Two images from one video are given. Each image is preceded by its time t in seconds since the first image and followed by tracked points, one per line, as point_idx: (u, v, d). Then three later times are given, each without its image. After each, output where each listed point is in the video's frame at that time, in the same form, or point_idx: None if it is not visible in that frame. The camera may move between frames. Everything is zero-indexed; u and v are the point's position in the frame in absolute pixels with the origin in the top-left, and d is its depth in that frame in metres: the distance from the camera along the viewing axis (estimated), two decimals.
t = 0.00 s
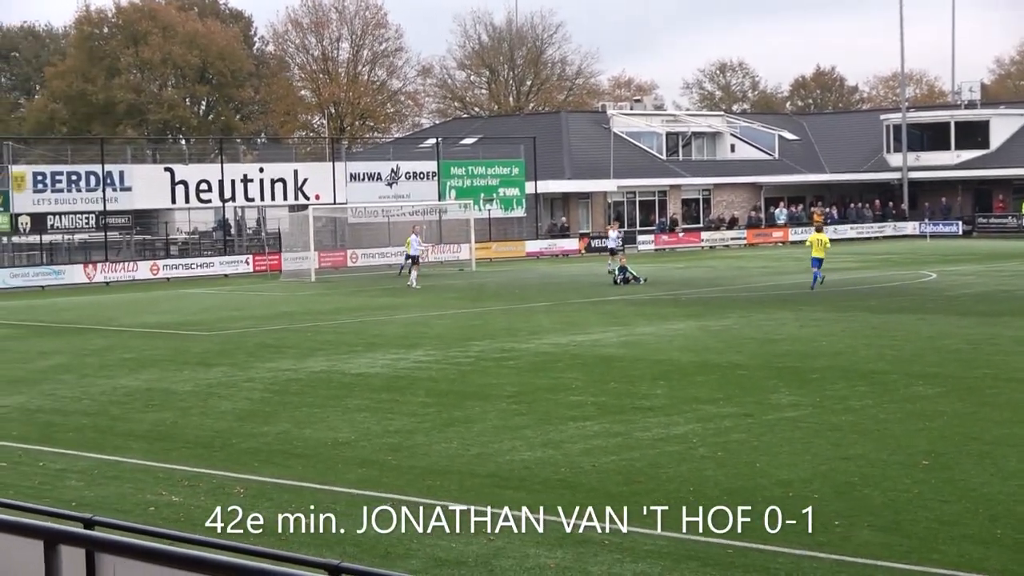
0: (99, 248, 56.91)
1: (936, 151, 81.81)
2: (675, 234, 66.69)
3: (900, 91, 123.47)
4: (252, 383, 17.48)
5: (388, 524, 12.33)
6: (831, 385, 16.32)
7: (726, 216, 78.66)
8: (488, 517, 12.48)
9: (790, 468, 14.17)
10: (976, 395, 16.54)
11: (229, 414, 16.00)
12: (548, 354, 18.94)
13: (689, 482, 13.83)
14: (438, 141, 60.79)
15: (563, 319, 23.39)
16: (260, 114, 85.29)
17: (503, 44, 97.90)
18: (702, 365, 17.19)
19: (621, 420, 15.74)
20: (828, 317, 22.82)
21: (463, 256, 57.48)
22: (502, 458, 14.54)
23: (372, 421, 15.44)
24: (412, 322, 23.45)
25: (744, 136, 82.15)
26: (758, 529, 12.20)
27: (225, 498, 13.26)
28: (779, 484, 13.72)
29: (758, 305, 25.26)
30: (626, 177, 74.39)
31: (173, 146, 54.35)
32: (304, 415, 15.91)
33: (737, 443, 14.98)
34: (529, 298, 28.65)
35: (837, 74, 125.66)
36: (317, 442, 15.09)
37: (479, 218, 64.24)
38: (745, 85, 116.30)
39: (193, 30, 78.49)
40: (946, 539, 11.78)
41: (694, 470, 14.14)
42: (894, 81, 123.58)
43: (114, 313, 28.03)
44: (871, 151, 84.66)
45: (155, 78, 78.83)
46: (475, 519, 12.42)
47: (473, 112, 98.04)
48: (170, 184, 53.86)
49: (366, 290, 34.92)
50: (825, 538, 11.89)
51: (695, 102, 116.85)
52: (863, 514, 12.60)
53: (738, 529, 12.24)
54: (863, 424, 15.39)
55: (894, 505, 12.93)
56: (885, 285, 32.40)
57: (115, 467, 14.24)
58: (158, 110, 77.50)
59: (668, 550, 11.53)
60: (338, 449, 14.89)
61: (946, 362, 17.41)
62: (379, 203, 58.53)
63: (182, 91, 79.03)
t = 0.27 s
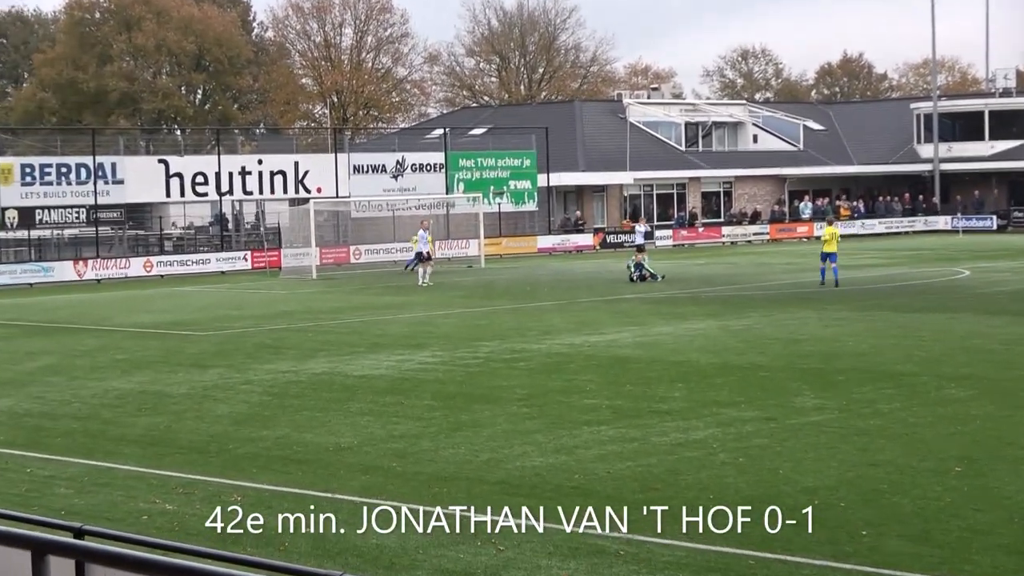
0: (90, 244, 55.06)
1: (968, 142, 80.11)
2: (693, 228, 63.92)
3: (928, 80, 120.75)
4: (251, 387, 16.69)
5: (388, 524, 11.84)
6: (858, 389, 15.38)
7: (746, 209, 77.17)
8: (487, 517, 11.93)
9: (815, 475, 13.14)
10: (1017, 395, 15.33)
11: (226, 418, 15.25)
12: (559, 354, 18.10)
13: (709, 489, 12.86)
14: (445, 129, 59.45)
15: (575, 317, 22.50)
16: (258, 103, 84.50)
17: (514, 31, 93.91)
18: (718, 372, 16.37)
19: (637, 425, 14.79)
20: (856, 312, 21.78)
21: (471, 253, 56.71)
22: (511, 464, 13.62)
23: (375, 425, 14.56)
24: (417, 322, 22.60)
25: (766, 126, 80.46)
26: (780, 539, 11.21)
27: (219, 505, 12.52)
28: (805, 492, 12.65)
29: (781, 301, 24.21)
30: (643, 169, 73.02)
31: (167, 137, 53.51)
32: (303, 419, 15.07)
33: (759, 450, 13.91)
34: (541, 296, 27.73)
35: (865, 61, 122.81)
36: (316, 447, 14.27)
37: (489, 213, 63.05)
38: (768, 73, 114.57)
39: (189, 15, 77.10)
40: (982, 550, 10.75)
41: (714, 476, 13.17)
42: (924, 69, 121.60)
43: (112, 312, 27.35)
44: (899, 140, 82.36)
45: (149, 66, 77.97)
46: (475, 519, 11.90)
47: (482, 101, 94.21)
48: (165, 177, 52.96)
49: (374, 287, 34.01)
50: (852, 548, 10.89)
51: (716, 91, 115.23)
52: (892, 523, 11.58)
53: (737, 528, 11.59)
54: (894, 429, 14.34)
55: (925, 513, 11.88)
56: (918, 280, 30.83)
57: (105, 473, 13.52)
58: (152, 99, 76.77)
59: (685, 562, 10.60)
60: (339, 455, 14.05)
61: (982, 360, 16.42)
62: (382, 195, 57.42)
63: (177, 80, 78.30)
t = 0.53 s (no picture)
0: (72, 242, 53.96)
1: (991, 134, 75.57)
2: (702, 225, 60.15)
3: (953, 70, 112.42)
4: (240, 390, 16.02)
5: (387, 524, 11.47)
6: (875, 392, 14.68)
7: (759, 206, 72.29)
8: (489, 516, 11.56)
9: (829, 483, 12.29)
10: None
11: (214, 424, 14.60)
12: (561, 357, 17.36)
13: (719, 497, 12.02)
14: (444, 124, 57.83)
15: (577, 318, 21.69)
16: (247, 94, 82.39)
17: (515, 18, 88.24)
18: (728, 375, 15.64)
19: (642, 431, 13.97)
20: (872, 312, 20.89)
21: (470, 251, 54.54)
22: (513, 472, 12.90)
23: (370, 431, 13.87)
24: (413, 323, 21.80)
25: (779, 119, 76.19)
26: (794, 550, 10.41)
27: (208, 515, 11.84)
28: (819, 501, 11.80)
29: (794, 300, 23.32)
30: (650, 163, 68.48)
31: (152, 130, 51.85)
32: (295, 424, 14.35)
33: (770, 457, 13.05)
34: (542, 296, 26.82)
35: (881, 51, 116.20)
36: (308, 455, 13.61)
37: (488, 209, 60.29)
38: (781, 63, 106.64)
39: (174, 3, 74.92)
40: (1007, 563, 9.93)
41: (723, 484, 12.37)
42: (944, 57, 113.37)
43: (96, 313, 26.62)
44: (921, 133, 77.87)
45: (133, 56, 75.91)
46: (475, 518, 11.53)
47: (482, 93, 88.74)
48: (149, 172, 51.59)
49: (367, 289, 32.98)
50: (869, 561, 10.08)
51: (725, 82, 108.00)
52: (910, 534, 10.76)
53: (737, 528, 11.09)
54: (912, 436, 13.46)
55: (945, 522, 11.03)
56: (943, 276, 29.18)
57: (87, 482, 12.88)
58: (136, 90, 74.82)
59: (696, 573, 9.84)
60: (332, 463, 13.39)
61: (1007, 364, 15.67)
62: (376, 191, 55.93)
63: (162, 70, 76.12)
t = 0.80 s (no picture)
0: (40, 242, 48.09)
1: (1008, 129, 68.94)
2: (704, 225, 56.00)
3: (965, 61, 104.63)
4: (218, 400, 15.25)
5: (387, 524, 11.15)
6: (886, 401, 13.94)
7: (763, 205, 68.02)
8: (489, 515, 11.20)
9: (838, 497, 11.47)
10: None
11: (190, 436, 13.84)
12: (556, 364, 16.58)
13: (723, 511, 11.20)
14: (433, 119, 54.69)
15: (572, 323, 20.82)
16: (226, 88, 74.65)
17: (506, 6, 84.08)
18: (733, 384, 14.88)
19: (641, 443, 13.15)
20: (883, 316, 20.01)
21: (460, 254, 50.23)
22: (505, 486, 12.13)
23: (354, 443, 13.12)
24: (401, 327, 20.92)
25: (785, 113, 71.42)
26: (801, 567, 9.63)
27: (187, 532, 11.08)
28: (826, 515, 10.98)
29: (800, 304, 22.41)
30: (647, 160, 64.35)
31: (125, 126, 49.03)
32: (275, 435, 13.59)
33: (777, 470, 12.25)
34: (535, 301, 25.84)
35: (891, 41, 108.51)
36: (290, 468, 12.88)
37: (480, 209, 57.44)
38: (787, 54, 98.95)
39: None
40: None
41: (725, 497, 11.55)
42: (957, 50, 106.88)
43: (70, 319, 25.69)
44: (937, 126, 72.52)
45: (106, 47, 68.14)
46: (476, 518, 11.17)
47: (472, 86, 85.05)
48: (122, 170, 48.60)
49: (355, 293, 31.84)
50: None
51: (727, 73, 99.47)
52: (923, 550, 9.96)
53: (737, 529, 10.69)
54: (925, 447, 12.63)
55: (960, 538, 10.23)
56: (959, 276, 27.71)
57: (57, 496, 12.15)
58: (109, 84, 67.37)
59: None
60: (315, 476, 12.64)
61: None
62: (364, 190, 52.40)
63: (136, 63, 68.51)
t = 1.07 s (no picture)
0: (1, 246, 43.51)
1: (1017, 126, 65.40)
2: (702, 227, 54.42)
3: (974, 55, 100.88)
4: (187, 412, 14.50)
5: (386, 523, 10.84)
6: (890, 412, 13.27)
7: (762, 205, 64.22)
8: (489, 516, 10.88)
9: (840, 512, 10.75)
10: None
11: (158, 449, 13.12)
12: (543, 373, 15.86)
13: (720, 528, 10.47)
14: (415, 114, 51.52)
15: (562, 329, 20.05)
16: (196, 83, 70.29)
17: None
18: (729, 395, 14.19)
19: (632, 456, 12.43)
20: (886, 322, 19.28)
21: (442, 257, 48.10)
22: (488, 501, 11.37)
23: (331, 456, 12.40)
24: (384, 334, 20.15)
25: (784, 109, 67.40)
26: None
27: (154, 551, 10.28)
28: (827, 531, 10.29)
29: (799, 309, 21.66)
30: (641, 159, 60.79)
31: (89, 123, 45.97)
32: (248, 449, 12.85)
33: (778, 484, 11.55)
34: (523, 307, 24.99)
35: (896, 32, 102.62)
36: (261, 483, 12.13)
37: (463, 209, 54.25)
38: (787, 47, 95.15)
39: None
40: None
41: (721, 513, 10.83)
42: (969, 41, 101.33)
43: (38, 327, 24.78)
44: (944, 123, 68.56)
45: (68, 40, 64.55)
46: (475, 518, 10.85)
47: (455, 81, 79.98)
48: (86, 169, 45.69)
49: (336, 298, 30.80)
50: None
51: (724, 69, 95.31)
52: (931, 569, 9.25)
53: (738, 529, 10.43)
54: (931, 461, 11.92)
55: (969, 556, 9.54)
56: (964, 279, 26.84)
57: (14, 513, 11.41)
58: (72, 78, 63.38)
59: None
60: (289, 491, 11.88)
61: None
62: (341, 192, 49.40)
63: (101, 57, 64.68)
